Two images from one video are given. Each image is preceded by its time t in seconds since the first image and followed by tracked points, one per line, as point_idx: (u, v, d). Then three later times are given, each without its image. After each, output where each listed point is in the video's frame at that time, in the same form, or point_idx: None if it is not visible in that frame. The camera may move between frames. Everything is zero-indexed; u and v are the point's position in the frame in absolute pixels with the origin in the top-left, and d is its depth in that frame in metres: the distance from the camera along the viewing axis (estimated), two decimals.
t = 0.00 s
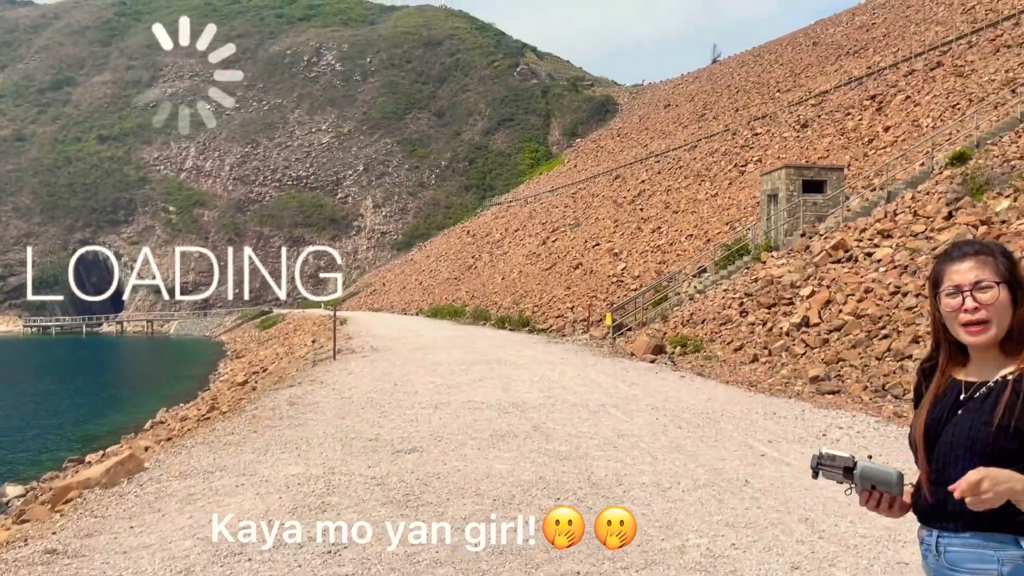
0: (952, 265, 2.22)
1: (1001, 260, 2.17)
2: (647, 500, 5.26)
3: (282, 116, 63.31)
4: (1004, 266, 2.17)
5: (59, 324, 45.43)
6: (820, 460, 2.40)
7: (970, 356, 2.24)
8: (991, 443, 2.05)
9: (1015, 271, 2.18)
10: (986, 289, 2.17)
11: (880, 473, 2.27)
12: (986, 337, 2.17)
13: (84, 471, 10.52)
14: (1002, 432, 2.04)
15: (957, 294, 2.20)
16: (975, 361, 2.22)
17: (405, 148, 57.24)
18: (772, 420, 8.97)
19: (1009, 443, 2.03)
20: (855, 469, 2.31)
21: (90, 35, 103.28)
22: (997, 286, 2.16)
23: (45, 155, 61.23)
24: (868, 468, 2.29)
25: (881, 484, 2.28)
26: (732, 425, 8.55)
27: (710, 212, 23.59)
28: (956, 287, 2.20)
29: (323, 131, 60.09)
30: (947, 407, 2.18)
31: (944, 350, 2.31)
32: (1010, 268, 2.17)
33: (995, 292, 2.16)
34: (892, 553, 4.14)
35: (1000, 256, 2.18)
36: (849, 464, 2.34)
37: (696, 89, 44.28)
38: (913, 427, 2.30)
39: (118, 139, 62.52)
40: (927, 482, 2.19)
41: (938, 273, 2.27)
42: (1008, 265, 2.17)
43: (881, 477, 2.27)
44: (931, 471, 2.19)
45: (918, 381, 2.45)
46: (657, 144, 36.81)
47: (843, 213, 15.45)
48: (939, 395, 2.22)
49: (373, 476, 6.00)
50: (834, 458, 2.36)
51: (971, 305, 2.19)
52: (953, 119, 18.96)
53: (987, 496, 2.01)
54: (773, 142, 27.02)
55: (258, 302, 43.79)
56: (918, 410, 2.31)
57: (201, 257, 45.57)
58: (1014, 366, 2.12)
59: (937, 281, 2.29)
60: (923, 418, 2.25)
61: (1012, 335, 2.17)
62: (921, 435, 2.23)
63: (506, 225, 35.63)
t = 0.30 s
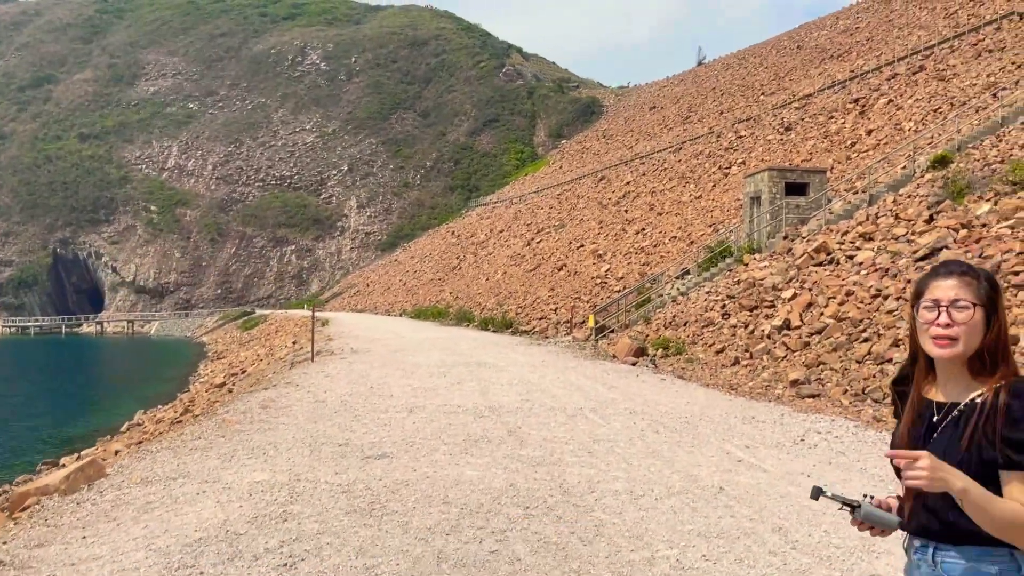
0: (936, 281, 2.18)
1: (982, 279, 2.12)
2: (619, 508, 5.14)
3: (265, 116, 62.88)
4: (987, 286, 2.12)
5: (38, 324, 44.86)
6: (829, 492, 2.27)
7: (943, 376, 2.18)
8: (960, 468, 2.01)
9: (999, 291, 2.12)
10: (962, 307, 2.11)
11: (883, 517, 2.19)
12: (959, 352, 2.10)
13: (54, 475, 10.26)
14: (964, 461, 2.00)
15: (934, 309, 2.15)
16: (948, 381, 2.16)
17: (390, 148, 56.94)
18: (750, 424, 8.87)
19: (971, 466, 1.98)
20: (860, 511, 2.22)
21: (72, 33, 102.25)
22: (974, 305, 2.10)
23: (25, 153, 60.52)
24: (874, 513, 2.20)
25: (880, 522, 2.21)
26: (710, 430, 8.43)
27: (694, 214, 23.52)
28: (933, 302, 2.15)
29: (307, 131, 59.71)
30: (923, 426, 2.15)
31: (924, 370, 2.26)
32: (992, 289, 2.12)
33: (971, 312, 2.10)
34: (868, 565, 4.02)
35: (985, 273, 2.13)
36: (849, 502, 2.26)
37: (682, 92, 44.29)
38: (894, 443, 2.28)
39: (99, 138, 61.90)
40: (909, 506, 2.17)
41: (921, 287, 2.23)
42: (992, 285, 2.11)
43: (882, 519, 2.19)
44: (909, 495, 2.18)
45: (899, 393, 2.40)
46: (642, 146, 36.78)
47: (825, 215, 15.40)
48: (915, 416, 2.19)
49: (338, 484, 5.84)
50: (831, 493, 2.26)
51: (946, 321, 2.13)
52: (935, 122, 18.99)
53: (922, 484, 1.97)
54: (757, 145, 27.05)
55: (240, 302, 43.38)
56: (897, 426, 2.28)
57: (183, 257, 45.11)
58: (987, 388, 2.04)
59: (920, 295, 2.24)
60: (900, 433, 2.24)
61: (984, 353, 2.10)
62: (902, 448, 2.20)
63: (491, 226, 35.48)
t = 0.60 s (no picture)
0: (923, 255, 2.12)
1: (969, 256, 2.06)
2: (596, 511, 5.03)
3: (255, 115, 62.61)
4: (975, 259, 2.05)
5: (25, 322, 44.58)
6: (784, 476, 2.34)
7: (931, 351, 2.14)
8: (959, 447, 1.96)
9: (986, 269, 2.06)
10: (949, 284, 2.05)
11: (851, 491, 2.29)
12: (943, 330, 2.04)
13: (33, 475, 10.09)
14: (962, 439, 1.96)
15: (920, 285, 2.09)
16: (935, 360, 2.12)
17: (381, 147, 56.76)
18: (733, 425, 8.79)
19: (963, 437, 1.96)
20: (822, 485, 2.30)
21: (62, 29, 101.63)
22: (959, 281, 2.04)
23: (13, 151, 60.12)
24: (838, 486, 2.30)
25: (848, 503, 2.29)
26: (693, 431, 8.33)
27: (682, 215, 23.46)
28: (920, 278, 2.09)
29: (297, 130, 59.45)
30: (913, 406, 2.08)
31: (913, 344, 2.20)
32: (983, 266, 2.06)
33: (957, 287, 2.04)
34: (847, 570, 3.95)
35: (971, 249, 2.07)
36: (814, 481, 2.32)
37: (672, 93, 44.28)
38: (879, 427, 2.21)
39: (87, 135, 61.55)
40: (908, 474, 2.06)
41: (907, 262, 2.17)
42: (980, 263, 2.05)
43: (848, 494, 2.28)
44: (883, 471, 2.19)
45: (878, 376, 2.33)
46: (633, 147, 36.64)
47: (813, 217, 15.36)
48: (901, 391, 2.12)
49: (311, 485, 5.72)
50: (798, 474, 2.32)
51: (933, 300, 2.07)
52: (923, 124, 18.97)
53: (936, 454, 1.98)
54: (746, 146, 27.00)
55: (229, 301, 43.17)
56: (881, 411, 2.21)
57: (171, 256, 44.85)
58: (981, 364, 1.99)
59: (906, 272, 2.19)
60: (888, 415, 2.14)
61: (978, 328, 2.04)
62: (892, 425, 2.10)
63: (481, 226, 35.36)
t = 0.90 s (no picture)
0: (932, 262, 1.97)
1: (978, 263, 1.93)
2: (579, 514, 4.88)
3: (250, 111, 62.33)
4: (986, 269, 1.92)
5: (18, 317, 44.34)
6: (768, 487, 2.21)
7: (937, 365, 1.98)
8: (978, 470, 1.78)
9: (995, 283, 1.93)
10: (963, 290, 1.90)
11: (832, 497, 2.09)
12: (959, 340, 1.89)
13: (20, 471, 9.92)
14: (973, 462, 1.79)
15: (931, 294, 1.94)
16: (943, 377, 1.96)
17: (376, 143, 56.52)
18: (725, 426, 8.65)
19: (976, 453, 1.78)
20: (805, 495, 2.12)
21: (57, 24, 101.20)
22: (974, 288, 1.90)
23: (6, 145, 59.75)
24: (818, 493, 2.10)
25: (832, 510, 2.09)
26: (682, 432, 8.19)
27: (677, 213, 23.31)
28: (929, 285, 1.94)
29: (292, 126, 59.22)
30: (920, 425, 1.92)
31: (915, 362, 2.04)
32: (992, 281, 1.92)
33: (970, 293, 1.90)
34: None
35: (978, 257, 1.93)
36: (799, 490, 2.14)
37: (668, 91, 44.13)
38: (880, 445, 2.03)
39: (81, 130, 61.23)
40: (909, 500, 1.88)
41: (911, 271, 2.03)
42: (990, 273, 1.91)
43: (833, 503, 2.08)
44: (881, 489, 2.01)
45: (879, 396, 2.15)
46: (629, 145, 36.47)
47: (808, 216, 15.23)
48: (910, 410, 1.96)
49: (287, 487, 5.54)
50: (786, 483, 2.15)
51: (945, 307, 1.92)
52: (919, 123, 18.86)
53: (897, 470, 1.75)
54: (742, 144, 26.87)
55: (223, 298, 42.97)
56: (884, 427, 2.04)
57: (165, 252, 44.63)
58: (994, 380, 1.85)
59: (908, 282, 2.04)
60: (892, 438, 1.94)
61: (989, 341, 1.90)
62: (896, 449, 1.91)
63: (477, 224, 35.19)
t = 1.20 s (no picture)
0: (923, 255, 1.81)
1: (974, 250, 1.76)
2: (565, 515, 4.76)
3: (251, 106, 62.22)
4: (986, 259, 1.74)
5: (18, 311, 44.31)
6: (743, 490, 2.06)
7: (936, 359, 1.82)
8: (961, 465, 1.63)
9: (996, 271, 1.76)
10: (956, 286, 1.74)
11: (808, 500, 1.97)
12: (944, 342, 1.74)
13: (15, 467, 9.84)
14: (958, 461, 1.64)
15: (920, 289, 1.78)
16: (939, 367, 1.81)
17: (377, 139, 56.38)
18: (719, 425, 8.53)
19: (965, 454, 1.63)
20: (780, 498, 1.99)
21: (60, 19, 101.13)
22: (966, 283, 1.73)
23: (7, 139, 59.65)
24: (792, 496, 1.98)
25: (810, 514, 1.97)
26: (675, 431, 8.07)
27: (678, 210, 23.17)
28: (922, 280, 1.77)
29: (293, 121, 59.07)
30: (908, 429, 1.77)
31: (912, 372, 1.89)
32: (992, 268, 1.75)
33: (959, 292, 1.73)
34: None
35: (974, 245, 1.76)
36: (776, 494, 2.01)
37: (671, 88, 43.94)
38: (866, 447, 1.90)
39: (83, 125, 61.13)
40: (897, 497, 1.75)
41: (900, 266, 1.87)
42: (986, 266, 1.73)
43: (808, 504, 1.96)
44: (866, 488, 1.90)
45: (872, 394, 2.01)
46: (631, 142, 36.30)
47: (808, 214, 15.09)
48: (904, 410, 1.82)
49: (268, 486, 5.43)
50: (760, 488, 2.01)
51: (936, 303, 1.76)
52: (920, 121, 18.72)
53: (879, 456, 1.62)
54: (743, 142, 26.72)
55: (224, 292, 42.89)
56: (869, 431, 1.90)
57: (166, 247, 44.56)
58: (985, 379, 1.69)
59: (900, 276, 1.87)
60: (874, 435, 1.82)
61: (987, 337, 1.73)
62: (876, 450, 1.78)
63: (477, 220, 35.06)
